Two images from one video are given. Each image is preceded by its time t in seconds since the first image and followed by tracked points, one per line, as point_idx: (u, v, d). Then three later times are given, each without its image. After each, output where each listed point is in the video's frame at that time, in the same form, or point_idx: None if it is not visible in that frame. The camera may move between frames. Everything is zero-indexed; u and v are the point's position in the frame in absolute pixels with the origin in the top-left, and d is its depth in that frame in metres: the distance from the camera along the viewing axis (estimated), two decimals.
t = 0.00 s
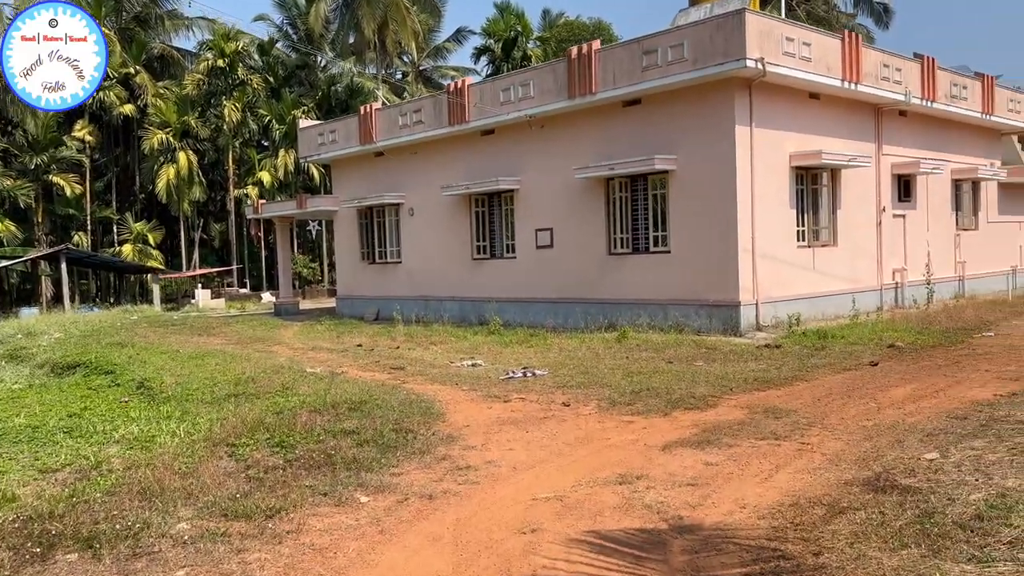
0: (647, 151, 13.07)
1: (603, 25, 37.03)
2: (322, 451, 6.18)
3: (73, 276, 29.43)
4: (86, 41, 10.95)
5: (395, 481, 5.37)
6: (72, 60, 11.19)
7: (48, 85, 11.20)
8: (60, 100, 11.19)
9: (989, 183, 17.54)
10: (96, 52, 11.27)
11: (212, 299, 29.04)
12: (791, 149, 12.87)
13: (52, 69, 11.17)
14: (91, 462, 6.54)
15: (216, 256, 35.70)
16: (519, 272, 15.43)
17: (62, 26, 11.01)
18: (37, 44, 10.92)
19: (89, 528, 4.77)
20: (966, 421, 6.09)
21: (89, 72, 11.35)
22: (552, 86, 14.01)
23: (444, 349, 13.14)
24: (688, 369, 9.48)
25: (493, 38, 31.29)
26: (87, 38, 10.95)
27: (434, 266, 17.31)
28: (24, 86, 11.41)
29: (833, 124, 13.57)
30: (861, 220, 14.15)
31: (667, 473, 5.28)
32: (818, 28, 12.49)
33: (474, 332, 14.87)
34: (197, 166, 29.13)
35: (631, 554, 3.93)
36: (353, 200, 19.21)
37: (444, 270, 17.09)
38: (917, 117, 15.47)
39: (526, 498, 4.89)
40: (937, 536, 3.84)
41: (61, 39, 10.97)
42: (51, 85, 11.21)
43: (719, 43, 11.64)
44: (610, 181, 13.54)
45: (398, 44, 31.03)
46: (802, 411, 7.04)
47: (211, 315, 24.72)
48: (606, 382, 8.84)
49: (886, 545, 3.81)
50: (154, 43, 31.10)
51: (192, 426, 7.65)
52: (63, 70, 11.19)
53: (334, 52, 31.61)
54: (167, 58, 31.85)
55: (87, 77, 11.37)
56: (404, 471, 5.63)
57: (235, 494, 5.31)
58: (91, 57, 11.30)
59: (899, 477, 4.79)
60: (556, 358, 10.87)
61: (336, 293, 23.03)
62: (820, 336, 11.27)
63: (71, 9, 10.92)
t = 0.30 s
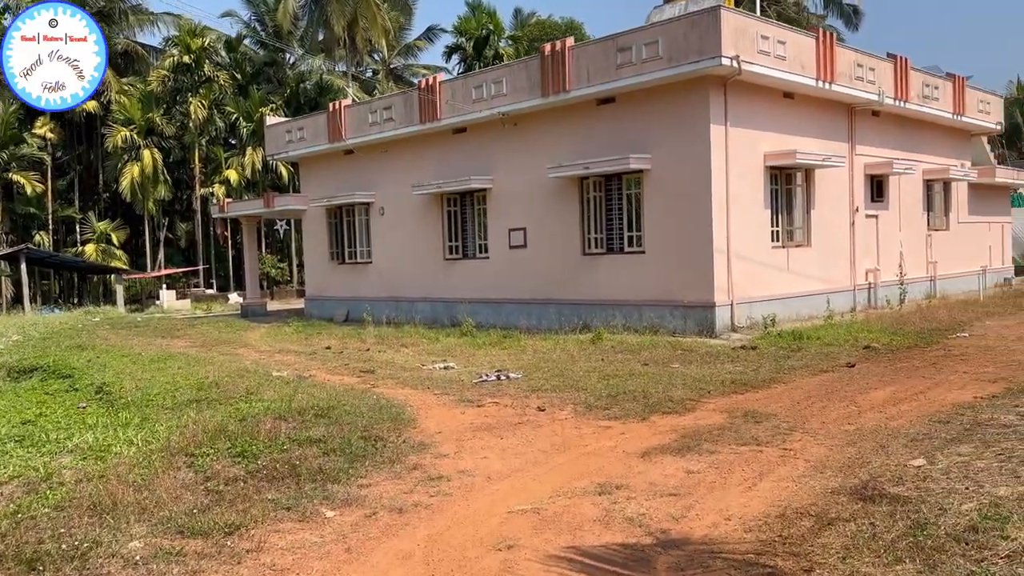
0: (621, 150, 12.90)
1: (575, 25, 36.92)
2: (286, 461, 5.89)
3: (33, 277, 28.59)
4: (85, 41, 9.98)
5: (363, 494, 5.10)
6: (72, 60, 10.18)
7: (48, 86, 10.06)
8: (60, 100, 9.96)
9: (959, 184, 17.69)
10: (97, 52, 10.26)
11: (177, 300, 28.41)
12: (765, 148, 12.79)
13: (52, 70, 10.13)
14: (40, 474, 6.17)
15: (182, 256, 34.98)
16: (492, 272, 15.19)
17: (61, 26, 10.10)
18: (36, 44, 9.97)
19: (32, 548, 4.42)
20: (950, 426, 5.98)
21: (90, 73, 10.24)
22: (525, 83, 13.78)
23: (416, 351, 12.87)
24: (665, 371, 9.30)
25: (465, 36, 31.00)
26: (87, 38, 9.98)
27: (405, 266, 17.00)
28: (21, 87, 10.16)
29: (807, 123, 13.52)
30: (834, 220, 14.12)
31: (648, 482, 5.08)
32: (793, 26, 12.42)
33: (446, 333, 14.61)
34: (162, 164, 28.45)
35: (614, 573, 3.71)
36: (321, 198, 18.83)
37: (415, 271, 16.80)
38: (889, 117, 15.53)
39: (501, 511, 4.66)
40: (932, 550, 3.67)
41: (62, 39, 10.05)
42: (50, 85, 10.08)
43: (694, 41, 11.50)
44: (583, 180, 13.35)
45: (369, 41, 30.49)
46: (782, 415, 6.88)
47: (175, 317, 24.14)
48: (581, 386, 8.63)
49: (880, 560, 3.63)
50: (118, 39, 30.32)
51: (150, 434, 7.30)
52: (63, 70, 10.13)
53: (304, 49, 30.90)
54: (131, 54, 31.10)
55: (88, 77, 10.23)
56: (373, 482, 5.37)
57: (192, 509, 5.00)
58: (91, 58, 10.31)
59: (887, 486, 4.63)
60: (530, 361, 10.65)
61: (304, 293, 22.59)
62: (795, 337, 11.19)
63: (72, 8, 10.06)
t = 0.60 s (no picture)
0: (598, 148, 12.73)
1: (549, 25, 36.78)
2: (254, 470, 5.62)
3: None
4: (85, 41, 10.09)
5: (335, 505, 4.85)
6: (72, 60, 10.26)
7: (48, 85, 10.28)
8: (60, 100, 10.17)
9: (933, 184, 17.79)
10: (97, 52, 10.22)
11: (143, 300, 27.77)
12: (742, 147, 12.69)
13: (52, 69, 10.29)
14: None
15: (149, 256, 34.26)
16: (467, 272, 14.94)
17: (61, 26, 10.19)
18: (36, 44, 10.13)
19: None
20: (938, 429, 5.86)
21: (90, 74, 10.30)
22: (501, 80, 13.55)
23: (390, 353, 12.59)
24: (644, 373, 9.12)
25: (439, 35, 30.66)
26: (87, 38, 10.05)
27: (379, 266, 16.70)
28: (22, 87, 10.45)
29: (783, 123, 13.46)
30: (810, 220, 14.08)
31: (633, 490, 4.88)
32: (770, 25, 12.34)
33: (420, 334, 14.34)
34: (129, 162, 27.80)
35: None
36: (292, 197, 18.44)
37: (388, 271, 16.49)
38: (865, 117, 15.55)
39: (481, 523, 4.42)
40: (935, 562, 3.51)
41: (61, 39, 10.14)
42: (50, 85, 10.29)
43: (673, 38, 11.36)
44: (560, 179, 13.15)
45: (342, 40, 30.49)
46: (767, 417, 6.72)
47: (142, 318, 23.56)
48: (560, 389, 8.41)
49: (882, 573, 3.46)
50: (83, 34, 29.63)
51: (112, 441, 6.97)
52: (63, 70, 10.26)
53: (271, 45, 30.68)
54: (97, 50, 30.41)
55: (87, 77, 10.29)
56: (345, 492, 5.11)
57: (153, 523, 4.70)
58: (91, 58, 10.25)
59: (881, 493, 4.48)
60: (507, 363, 10.43)
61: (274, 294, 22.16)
62: (774, 337, 11.09)
63: (71, 8, 10.09)
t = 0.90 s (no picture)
0: (578, 150, 12.56)
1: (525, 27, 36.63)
2: (223, 486, 5.36)
3: None
4: (86, 41, 10.23)
5: (309, 524, 4.60)
6: (72, 60, 10.46)
7: (48, 85, 10.47)
8: (60, 100, 10.40)
9: (909, 187, 17.89)
10: (96, 52, 10.41)
11: (112, 304, 27.15)
12: (723, 150, 12.59)
13: (52, 69, 10.48)
14: None
15: (119, 259, 33.55)
16: (445, 275, 14.70)
17: (61, 26, 10.28)
18: (36, 44, 10.20)
19: None
20: (930, 437, 5.75)
21: (90, 74, 10.58)
22: (479, 80, 13.33)
23: (366, 358, 12.31)
24: (626, 378, 8.95)
25: (415, 36, 30.41)
26: (87, 38, 10.22)
27: (354, 269, 16.40)
28: (21, 86, 10.60)
29: (763, 125, 13.39)
30: (789, 223, 14.02)
31: (622, 505, 4.68)
32: (751, 26, 12.26)
33: (397, 338, 14.07)
34: (97, 162, 27.18)
35: None
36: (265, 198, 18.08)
37: (364, 274, 16.20)
38: (843, 120, 15.57)
39: (465, 543, 4.21)
40: None
41: (62, 39, 10.26)
42: (50, 85, 10.49)
43: (654, 39, 11.22)
44: (540, 181, 12.96)
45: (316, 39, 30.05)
46: (754, 425, 6.57)
47: (110, 322, 23.01)
48: (542, 395, 8.20)
49: None
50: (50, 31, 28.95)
51: (74, 454, 6.64)
52: (63, 71, 10.49)
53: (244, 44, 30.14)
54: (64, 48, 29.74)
55: (88, 78, 10.58)
56: (320, 510, 4.87)
57: (114, 545, 4.42)
58: (90, 58, 10.48)
59: (879, 507, 4.33)
60: (486, 368, 10.20)
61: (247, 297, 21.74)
62: (756, 341, 10.98)
63: (71, 8, 10.16)
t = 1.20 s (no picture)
0: (557, 152, 12.38)
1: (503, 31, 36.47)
2: (188, 501, 5.09)
3: None
4: (86, 41, 10.45)
5: (279, 542, 4.36)
6: (72, 60, 10.68)
7: (48, 85, 10.57)
8: (60, 100, 10.53)
9: (887, 191, 17.94)
10: (97, 51, 10.78)
11: (81, 308, 26.53)
12: (703, 153, 12.48)
13: (52, 69, 10.61)
14: None
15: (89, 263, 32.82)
16: (422, 279, 14.45)
17: (60, 25, 10.43)
18: (36, 44, 10.30)
19: None
20: (921, 445, 5.62)
21: (90, 73, 10.87)
22: (457, 81, 13.12)
23: (341, 364, 12.02)
24: (609, 385, 8.75)
25: (391, 38, 30.14)
26: (88, 38, 10.46)
27: (330, 273, 16.09)
28: (20, 86, 10.62)
29: (743, 128, 13.31)
30: (769, 227, 13.95)
31: (609, 518, 4.48)
32: (732, 28, 12.17)
33: (374, 343, 13.80)
34: (66, 164, 26.58)
35: None
36: (238, 201, 17.71)
37: (340, 277, 15.90)
38: (822, 124, 15.56)
39: (444, 561, 3.99)
40: None
41: (62, 39, 10.43)
42: (51, 85, 10.59)
43: (635, 40, 11.08)
44: (519, 183, 12.76)
45: (291, 40, 29.62)
46: (742, 432, 6.40)
47: (79, 327, 22.44)
48: (523, 402, 7.98)
49: None
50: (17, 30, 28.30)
51: (33, 466, 6.32)
52: (63, 70, 10.67)
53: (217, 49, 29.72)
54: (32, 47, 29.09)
55: (88, 77, 10.88)
56: (292, 526, 4.62)
57: (69, 566, 4.13)
58: (92, 57, 10.82)
59: (875, 519, 4.17)
60: (465, 374, 9.97)
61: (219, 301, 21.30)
62: (738, 346, 10.86)
63: (72, 8, 10.33)
